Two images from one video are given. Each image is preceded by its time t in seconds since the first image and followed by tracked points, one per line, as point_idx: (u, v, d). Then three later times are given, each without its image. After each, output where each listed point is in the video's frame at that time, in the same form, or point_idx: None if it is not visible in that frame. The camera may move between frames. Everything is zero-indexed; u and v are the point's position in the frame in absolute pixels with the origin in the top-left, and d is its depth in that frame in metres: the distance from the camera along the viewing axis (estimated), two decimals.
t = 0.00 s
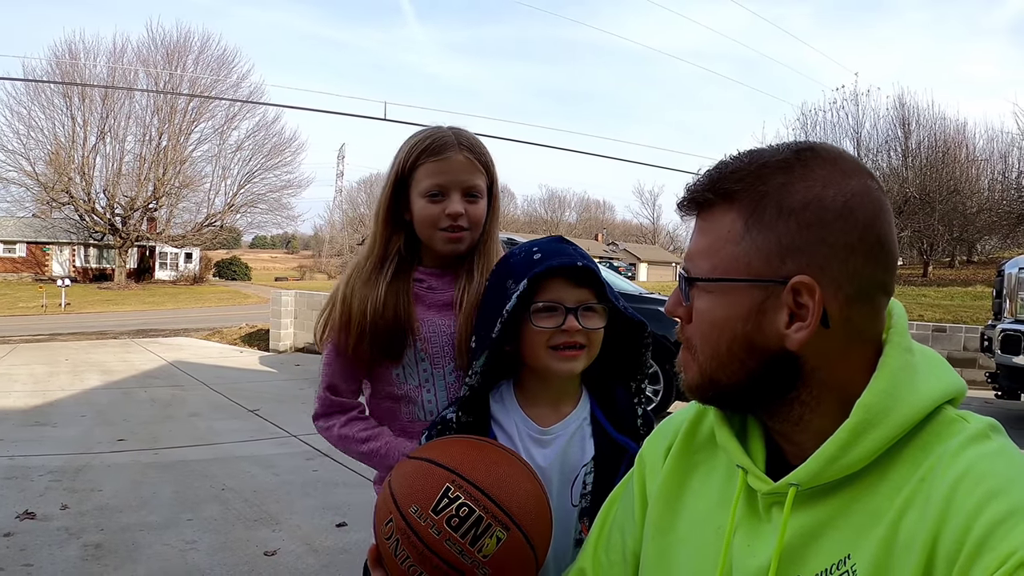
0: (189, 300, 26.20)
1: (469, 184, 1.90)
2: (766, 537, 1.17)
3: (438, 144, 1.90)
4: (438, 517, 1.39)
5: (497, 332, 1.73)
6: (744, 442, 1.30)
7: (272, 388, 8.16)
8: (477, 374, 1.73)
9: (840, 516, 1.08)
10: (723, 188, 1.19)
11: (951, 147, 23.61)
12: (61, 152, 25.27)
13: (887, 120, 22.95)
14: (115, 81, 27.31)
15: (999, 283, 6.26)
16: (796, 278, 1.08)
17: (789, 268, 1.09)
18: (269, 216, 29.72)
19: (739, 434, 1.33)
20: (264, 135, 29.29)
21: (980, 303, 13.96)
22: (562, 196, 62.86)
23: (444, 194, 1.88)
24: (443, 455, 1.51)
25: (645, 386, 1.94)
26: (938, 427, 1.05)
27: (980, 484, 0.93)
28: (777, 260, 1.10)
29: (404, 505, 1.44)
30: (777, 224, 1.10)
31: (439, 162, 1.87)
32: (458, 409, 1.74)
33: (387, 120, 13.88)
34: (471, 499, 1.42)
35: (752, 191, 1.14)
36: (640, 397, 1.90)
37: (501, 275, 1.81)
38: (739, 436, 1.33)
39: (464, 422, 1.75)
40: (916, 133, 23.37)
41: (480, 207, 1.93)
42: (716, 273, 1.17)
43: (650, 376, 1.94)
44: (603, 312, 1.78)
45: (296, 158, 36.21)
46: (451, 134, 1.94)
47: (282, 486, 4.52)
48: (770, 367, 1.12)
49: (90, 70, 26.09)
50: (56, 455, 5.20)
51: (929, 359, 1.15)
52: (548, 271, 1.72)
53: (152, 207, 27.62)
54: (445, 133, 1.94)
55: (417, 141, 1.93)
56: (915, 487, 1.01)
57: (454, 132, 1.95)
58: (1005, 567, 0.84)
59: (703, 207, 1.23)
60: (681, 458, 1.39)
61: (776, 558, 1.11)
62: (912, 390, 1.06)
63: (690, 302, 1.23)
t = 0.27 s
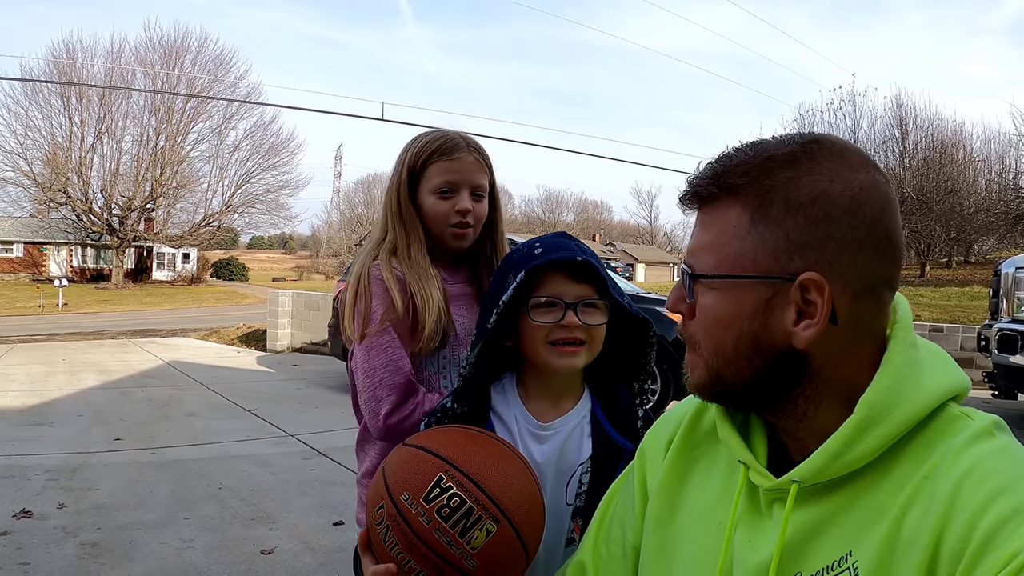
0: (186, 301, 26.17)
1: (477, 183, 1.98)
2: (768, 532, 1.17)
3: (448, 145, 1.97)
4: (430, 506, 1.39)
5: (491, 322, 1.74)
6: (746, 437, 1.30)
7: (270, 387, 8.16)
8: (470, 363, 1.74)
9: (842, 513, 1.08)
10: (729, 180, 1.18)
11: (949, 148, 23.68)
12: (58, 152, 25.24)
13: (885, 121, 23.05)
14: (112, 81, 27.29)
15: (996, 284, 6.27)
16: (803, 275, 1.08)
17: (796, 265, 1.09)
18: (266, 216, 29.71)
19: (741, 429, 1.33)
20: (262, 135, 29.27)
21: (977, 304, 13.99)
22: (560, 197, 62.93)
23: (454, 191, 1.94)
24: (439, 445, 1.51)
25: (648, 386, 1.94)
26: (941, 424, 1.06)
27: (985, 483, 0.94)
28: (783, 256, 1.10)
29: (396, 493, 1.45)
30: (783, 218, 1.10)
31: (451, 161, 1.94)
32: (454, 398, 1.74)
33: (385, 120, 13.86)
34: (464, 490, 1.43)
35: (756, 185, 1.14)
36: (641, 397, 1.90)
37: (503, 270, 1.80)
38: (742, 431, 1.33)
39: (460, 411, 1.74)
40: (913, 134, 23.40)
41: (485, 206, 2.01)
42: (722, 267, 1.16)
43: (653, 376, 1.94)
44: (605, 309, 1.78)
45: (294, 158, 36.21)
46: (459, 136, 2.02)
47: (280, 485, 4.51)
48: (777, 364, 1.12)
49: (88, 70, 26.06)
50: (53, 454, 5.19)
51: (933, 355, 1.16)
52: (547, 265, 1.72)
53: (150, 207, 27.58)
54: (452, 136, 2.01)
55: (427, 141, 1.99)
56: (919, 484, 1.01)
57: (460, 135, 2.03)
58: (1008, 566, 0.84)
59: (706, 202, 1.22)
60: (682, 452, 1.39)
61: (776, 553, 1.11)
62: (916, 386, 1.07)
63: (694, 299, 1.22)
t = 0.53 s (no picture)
0: (184, 301, 26.14)
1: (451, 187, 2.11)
2: (772, 525, 1.18)
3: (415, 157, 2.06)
4: (438, 504, 1.40)
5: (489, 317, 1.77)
6: (752, 430, 1.30)
7: (268, 387, 8.16)
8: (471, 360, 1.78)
9: (847, 504, 1.09)
10: (738, 173, 1.17)
11: (946, 149, 23.74)
12: (56, 152, 25.22)
13: (882, 121, 23.13)
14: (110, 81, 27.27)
15: (993, 284, 6.29)
16: (818, 268, 1.08)
17: (813, 257, 1.09)
18: (264, 217, 29.70)
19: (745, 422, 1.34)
20: (259, 136, 29.25)
21: (975, 304, 14.02)
22: (557, 198, 62.98)
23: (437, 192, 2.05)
24: (448, 443, 1.52)
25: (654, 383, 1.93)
26: (945, 419, 1.06)
27: (989, 477, 0.94)
28: (798, 249, 1.10)
29: (404, 489, 1.46)
30: (799, 209, 1.10)
31: (431, 164, 2.06)
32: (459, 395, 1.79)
33: (382, 120, 13.86)
34: (473, 488, 1.43)
35: (771, 177, 1.13)
36: (645, 395, 1.89)
37: (509, 269, 1.80)
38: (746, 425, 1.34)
39: (465, 409, 1.78)
40: (911, 134, 23.45)
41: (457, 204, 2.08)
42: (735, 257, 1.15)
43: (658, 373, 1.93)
44: (607, 308, 1.78)
45: (292, 159, 36.22)
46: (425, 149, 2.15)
47: (279, 484, 4.52)
48: (792, 356, 1.12)
49: (86, 70, 26.04)
50: (51, 453, 5.18)
51: (938, 351, 1.16)
52: (548, 263, 1.73)
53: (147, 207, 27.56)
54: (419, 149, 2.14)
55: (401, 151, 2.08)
56: (923, 478, 1.01)
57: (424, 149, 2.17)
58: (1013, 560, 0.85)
59: (716, 192, 1.21)
60: (687, 444, 1.39)
61: (781, 544, 1.12)
62: (921, 381, 1.07)
63: (706, 290, 1.21)
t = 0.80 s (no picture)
0: (182, 301, 26.09)
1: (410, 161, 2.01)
2: (776, 521, 1.18)
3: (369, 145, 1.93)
4: (442, 511, 1.40)
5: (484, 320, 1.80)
6: (755, 427, 1.30)
7: (267, 387, 8.15)
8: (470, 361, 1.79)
9: (851, 502, 1.09)
10: (769, 165, 1.11)
11: (944, 149, 23.76)
12: (53, 152, 25.17)
13: (881, 121, 23.14)
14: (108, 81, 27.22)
15: (992, 283, 6.29)
16: (863, 253, 1.06)
17: (855, 244, 1.07)
18: (262, 217, 29.66)
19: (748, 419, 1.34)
20: (257, 136, 29.20)
21: (973, 304, 14.03)
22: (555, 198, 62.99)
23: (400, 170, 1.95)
24: (448, 449, 1.51)
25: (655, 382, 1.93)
26: (951, 417, 1.06)
27: (994, 477, 0.94)
28: (843, 236, 1.07)
29: (407, 497, 1.45)
30: (837, 203, 1.08)
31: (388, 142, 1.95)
32: (458, 397, 1.78)
33: (380, 119, 13.84)
34: (477, 495, 1.43)
35: (805, 167, 1.09)
36: (647, 395, 1.89)
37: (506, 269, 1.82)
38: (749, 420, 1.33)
39: (464, 410, 1.79)
40: (909, 134, 23.47)
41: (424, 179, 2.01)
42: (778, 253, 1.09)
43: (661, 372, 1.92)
44: (605, 306, 1.78)
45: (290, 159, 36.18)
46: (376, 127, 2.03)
47: (276, 484, 4.50)
48: (829, 353, 1.09)
49: (84, 70, 26.00)
50: (49, 453, 5.17)
51: (944, 346, 1.16)
52: (543, 261, 1.73)
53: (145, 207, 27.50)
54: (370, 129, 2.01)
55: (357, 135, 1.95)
56: (927, 476, 1.01)
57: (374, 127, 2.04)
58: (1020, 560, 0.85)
59: (742, 185, 1.14)
60: (690, 439, 1.39)
61: (785, 541, 1.12)
62: (928, 378, 1.07)
63: (728, 289, 1.14)
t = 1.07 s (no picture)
0: (179, 302, 26.07)
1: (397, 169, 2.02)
2: (765, 529, 1.18)
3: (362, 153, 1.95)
4: (423, 529, 1.40)
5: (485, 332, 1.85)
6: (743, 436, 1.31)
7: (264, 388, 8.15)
8: (471, 373, 1.83)
9: (840, 510, 1.09)
10: (819, 155, 1.14)
11: (941, 150, 23.84)
12: (51, 153, 25.12)
13: (878, 122, 23.21)
14: (106, 81, 27.18)
15: (988, 285, 6.31)
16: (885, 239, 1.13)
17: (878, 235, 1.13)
18: (260, 217, 29.63)
19: (738, 427, 1.35)
20: (255, 136, 29.18)
21: (970, 305, 14.06)
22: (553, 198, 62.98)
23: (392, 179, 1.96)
24: (435, 466, 1.52)
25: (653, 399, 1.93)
26: (939, 425, 1.07)
27: (981, 484, 0.95)
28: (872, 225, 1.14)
29: (391, 514, 1.46)
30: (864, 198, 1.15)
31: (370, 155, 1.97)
32: (455, 410, 1.80)
33: (378, 120, 13.84)
34: (457, 514, 1.43)
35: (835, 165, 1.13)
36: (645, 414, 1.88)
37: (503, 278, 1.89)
38: (739, 429, 1.35)
39: (462, 423, 1.79)
40: (906, 135, 23.52)
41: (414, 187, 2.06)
42: (856, 234, 1.09)
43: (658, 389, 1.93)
44: (596, 312, 1.81)
45: (287, 159, 36.14)
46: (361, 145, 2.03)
47: (274, 485, 4.51)
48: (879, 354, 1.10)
49: (81, 71, 25.97)
50: (46, 454, 5.17)
51: (932, 356, 1.18)
52: (534, 264, 1.80)
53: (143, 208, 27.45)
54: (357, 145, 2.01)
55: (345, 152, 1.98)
56: (917, 482, 1.02)
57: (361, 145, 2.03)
58: (1005, 568, 0.86)
59: (791, 180, 1.12)
60: (681, 446, 1.40)
61: (774, 549, 1.12)
62: (913, 386, 1.09)
63: (796, 282, 1.08)
